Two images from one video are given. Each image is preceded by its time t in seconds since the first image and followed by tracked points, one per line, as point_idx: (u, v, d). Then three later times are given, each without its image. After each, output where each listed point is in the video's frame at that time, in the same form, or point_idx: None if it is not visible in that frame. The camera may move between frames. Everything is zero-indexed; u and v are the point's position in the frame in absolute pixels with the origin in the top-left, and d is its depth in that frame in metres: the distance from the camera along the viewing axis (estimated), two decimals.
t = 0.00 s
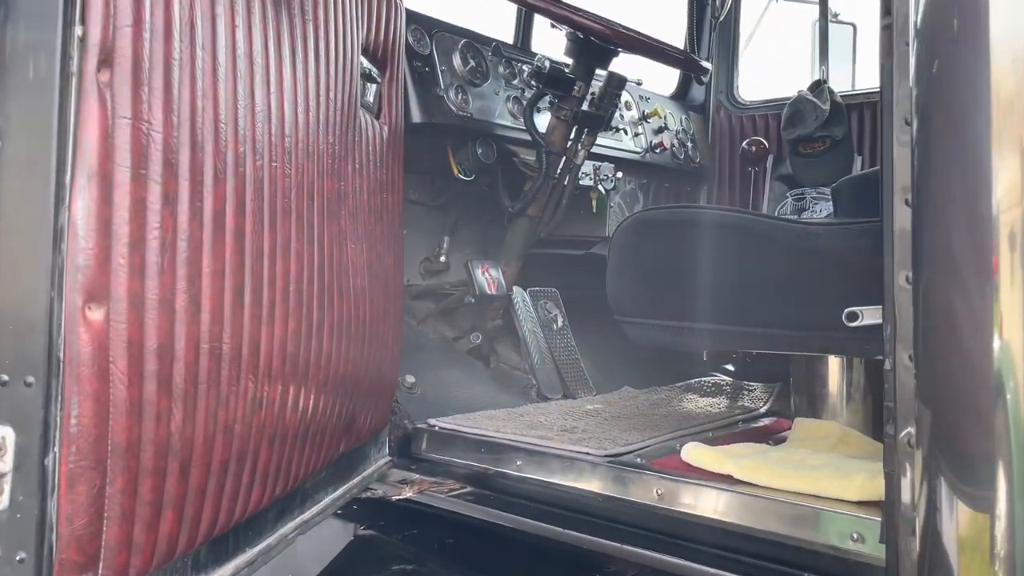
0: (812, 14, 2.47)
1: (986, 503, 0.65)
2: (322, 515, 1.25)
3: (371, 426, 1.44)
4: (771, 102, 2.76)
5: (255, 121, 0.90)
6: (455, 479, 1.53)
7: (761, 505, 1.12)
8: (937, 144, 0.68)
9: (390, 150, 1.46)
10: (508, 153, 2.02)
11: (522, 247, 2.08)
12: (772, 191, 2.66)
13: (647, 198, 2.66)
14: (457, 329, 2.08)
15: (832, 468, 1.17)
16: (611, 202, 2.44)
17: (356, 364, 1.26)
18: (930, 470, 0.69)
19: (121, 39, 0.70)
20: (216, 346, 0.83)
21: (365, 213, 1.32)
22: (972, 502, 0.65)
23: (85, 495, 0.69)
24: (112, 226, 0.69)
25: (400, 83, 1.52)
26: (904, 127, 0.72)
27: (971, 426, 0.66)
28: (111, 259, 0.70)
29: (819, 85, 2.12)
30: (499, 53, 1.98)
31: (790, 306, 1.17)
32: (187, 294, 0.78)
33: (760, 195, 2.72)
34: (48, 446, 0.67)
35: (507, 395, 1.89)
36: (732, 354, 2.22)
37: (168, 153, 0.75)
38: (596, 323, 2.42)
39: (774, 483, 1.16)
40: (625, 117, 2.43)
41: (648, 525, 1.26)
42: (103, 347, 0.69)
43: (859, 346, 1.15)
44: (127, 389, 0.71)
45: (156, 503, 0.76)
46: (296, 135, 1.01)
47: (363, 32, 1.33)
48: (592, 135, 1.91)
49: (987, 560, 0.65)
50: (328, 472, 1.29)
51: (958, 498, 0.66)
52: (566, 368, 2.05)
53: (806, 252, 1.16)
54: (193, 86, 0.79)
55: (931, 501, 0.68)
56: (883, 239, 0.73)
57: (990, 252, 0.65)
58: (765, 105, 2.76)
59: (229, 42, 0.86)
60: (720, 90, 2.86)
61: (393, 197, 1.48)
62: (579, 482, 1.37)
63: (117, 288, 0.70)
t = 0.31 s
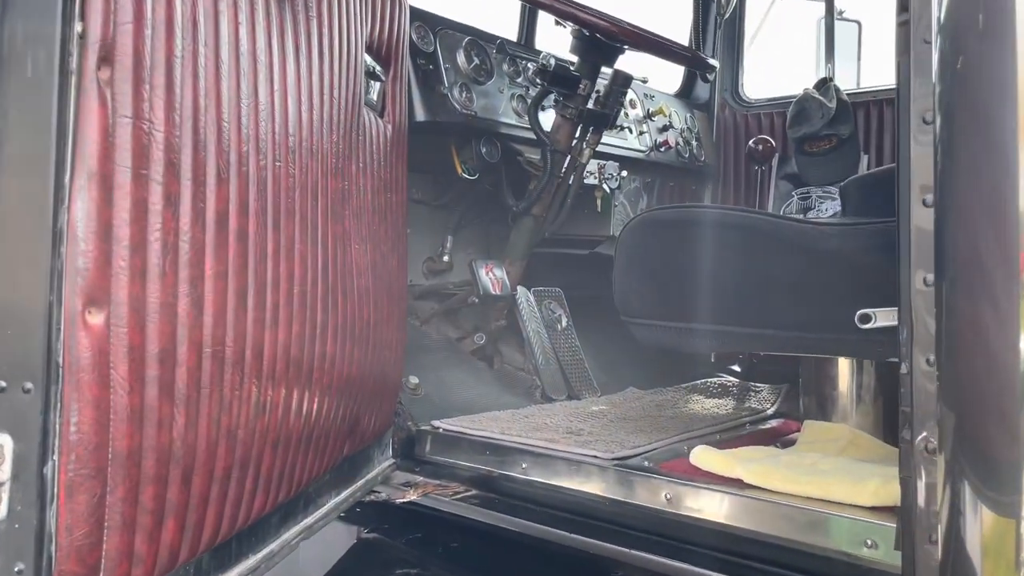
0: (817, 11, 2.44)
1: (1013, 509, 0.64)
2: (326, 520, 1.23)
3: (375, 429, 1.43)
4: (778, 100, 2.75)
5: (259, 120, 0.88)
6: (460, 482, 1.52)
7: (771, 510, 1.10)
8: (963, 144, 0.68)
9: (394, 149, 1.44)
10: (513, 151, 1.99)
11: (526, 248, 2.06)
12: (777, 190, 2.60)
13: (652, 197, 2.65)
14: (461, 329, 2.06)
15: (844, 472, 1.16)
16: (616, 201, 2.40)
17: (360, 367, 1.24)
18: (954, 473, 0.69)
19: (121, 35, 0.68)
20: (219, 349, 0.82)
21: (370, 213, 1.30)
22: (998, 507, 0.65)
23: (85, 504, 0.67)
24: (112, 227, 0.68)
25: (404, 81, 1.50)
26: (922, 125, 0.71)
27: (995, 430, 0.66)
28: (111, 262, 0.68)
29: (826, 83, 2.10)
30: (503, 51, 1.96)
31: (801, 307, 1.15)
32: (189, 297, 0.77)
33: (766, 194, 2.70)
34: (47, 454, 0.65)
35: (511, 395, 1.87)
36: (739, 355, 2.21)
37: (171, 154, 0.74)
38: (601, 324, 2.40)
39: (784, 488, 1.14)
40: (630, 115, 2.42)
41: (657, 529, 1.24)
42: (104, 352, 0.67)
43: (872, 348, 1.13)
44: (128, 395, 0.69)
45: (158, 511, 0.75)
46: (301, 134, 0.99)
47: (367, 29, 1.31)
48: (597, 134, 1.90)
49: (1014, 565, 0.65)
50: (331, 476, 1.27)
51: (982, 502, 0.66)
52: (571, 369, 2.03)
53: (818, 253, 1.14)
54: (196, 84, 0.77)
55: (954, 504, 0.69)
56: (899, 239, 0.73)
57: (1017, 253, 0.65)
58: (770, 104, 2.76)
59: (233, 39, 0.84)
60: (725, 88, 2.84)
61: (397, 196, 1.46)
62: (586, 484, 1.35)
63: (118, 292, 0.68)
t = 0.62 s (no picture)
0: (822, 10, 2.46)
1: None
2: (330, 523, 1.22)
3: (379, 432, 1.42)
4: (782, 99, 2.73)
5: (263, 122, 0.88)
6: (464, 484, 1.51)
7: (780, 515, 1.10)
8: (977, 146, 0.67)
9: (398, 150, 1.43)
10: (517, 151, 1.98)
11: (531, 248, 2.05)
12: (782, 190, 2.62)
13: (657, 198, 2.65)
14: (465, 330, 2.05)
15: (853, 476, 1.15)
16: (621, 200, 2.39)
17: (364, 370, 1.23)
18: (967, 476, 0.68)
19: (124, 38, 0.67)
20: (223, 354, 0.81)
21: (374, 214, 1.29)
22: (1011, 510, 0.64)
23: (88, 512, 0.66)
24: (115, 232, 0.67)
25: (408, 82, 1.49)
26: (933, 126, 0.72)
27: (1008, 435, 0.65)
28: (114, 268, 0.67)
29: (831, 81, 2.10)
30: (508, 50, 1.95)
31: (809, 309, 1.15)
32: (193, 301, 0.76)
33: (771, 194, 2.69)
34: (50, 462, 0.64)
35: (516, 397, 1.86)
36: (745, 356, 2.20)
37: (174, 157, 0.73)
38: (606, 325, 2.39)
39: (793, 492, 1.13)
40: (635, 115, 2.41)
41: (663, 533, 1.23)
42: (106, 358, 0.66)
43: (881, 350, 1.13)
44: (131, 401, 0.69)
45: (162, 518, 0.74)
46: (305, 136, 0.98)
47: (371, 30, 1.30)
48: (602, 135, 1.87)
49: None
50: (335, 479, 1.27)
51: (996, 505, 0.65)
52: (576, 369, 2.02)
53: (826, 254, 1.13)
54: (199, 87, 0.76)
55: (968, 506, 0.68)
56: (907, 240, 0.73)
57: None
58: (775, 103, 2.74)
59: (237, 40, 0.83)
60: (730, 87, 2.83)
61: (402, 197, 1.45)
62: (592, 487, 1.35)
63: (121, 297, 0.68)
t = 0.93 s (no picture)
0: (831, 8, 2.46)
1: None
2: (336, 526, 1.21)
3: (385, 434, 1.41)
4: (791, 98, 2.72)
5: (266, 123, 0.87)
6: (470, 486, 1.50)
7: (788, 519, 1.08)
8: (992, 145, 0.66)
9: (403, 150, 1.42)
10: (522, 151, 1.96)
11: (537, 249, 2.01)
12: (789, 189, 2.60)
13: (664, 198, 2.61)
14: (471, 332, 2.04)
15: (864, 479, 1.13)
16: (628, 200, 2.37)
17: (369, 372, 1.22)
18: (983, 478, 0.66)
19: (125, 37, 0.67)
20: (226, 357, 0.80)
21: (379, 215, 1.28)
22: None
23: (89, 518, 0.65)
24: (116, 234, 0.66)
25: (413, 82, 1.48)
26: (946, 123, 0.70)
27: None
28: (115, 270, 0.66)
29: (840, 80, 2.09)
30: (514, 49, 1.94)
31: (818, 310, 1.14)
32: (195, 304, 0.75)
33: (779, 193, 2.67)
34: (50, 468, 0.64)
35: (522, 398, 1.85)
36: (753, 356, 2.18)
37: (176, 158, 0.72)
38: (612, 325, 2.38)
39: (803, 496, 1.11)
40: (641, 114, 2.40)
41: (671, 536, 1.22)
42: (107, 362, 0.66)
43: (892, 351, 1.11)
44: (133, 405, 0.68)
45: (164, 524, 0.73)
46: (308, 136, 0.97)
47: (375, 29, 1.29)
48: (608, 134, 1.86)
49: None
50: (340, 481, 1.26)
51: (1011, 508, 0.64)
52: (582, 370, 2.01)
53: (835, 254, 1.12)
54: (201, 87, 0.76)
55: (984, 509, 0.67)
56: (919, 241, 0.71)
57: None
58: (785, 101, 2.73)
59: (240, 40, 0.82)
60: (737, 85, 2.81)
61: (406, 197, 1.44)
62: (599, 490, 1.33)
63: (122, 300, 0.67)
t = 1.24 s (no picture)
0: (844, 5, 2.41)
1: None
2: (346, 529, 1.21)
3: (395, 436, 1.40)
4: (801, 96, 2.69)
5: (276, 124, 0.86)
6: (481, 488, 1.49)
7: (801, 522, 1.07)
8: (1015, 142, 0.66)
9: (412, 151, 1.41)
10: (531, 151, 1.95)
11: (546, 249, 1.98)
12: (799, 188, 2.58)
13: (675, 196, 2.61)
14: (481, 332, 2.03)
15: (879, 482, 1.12)
16: (637, 200, 2.36)
17: (380, 374, 1.22)
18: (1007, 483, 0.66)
19: (134, 39, 0.66)
20: (236, 361, 0.80)
21: (388, 216, 1.28)
22: None
23: (100, 523, 0.65)
24: (126, 237, 0.66)
25: (422, 82, 1.47)
26: (963, 123, 0.70)
27: None
28: (125, 274, 0.66)
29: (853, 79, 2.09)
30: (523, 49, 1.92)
31: (832, 311, 1.13)
32: (205, 308, 0.74)
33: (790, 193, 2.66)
34: (60, 473, 0.63)
35: (532, 399, 1.84)
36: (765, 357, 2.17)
37: (185, 160, 0.71)
38: (622, 326, 2.37)
39: (817, 499, 1.10)
40: (651, 113, 2.38)
41: (683, 539, 1.21)
42: (118, 366, 0.65)
43: (908, 352, 1.10)
44: (143, 410, 0.67)
45: (174, 529, 0.72)
46: (317, 137, 0.97)
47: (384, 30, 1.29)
48: (618, 134, 1.84)
49: None
50: (350, 484, 1.25)
51: None
52: (592, 371, 2.00)
53: (850, 255, 1.11)
54: (210, 89, 0.75)
55: (1006, 511, 0.67)
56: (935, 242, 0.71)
57: None
58: (794, 100, 2.70)
59: (249, 42, 0.82)
60: (747, 85, 2.80)
61: (416, 198, 1.44)
62: (609, 493, 1.33)
63: (133, 303, 0.66)
